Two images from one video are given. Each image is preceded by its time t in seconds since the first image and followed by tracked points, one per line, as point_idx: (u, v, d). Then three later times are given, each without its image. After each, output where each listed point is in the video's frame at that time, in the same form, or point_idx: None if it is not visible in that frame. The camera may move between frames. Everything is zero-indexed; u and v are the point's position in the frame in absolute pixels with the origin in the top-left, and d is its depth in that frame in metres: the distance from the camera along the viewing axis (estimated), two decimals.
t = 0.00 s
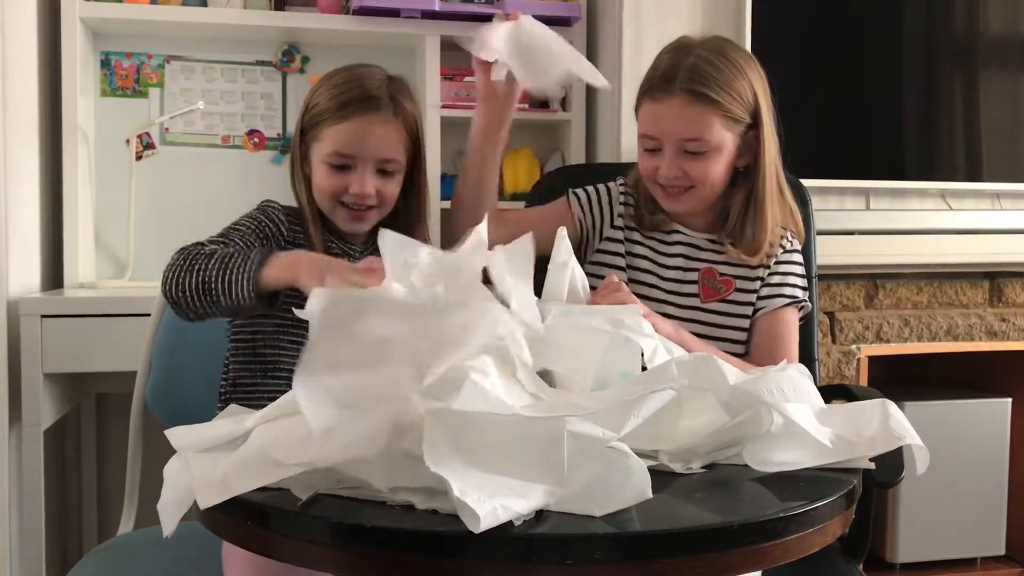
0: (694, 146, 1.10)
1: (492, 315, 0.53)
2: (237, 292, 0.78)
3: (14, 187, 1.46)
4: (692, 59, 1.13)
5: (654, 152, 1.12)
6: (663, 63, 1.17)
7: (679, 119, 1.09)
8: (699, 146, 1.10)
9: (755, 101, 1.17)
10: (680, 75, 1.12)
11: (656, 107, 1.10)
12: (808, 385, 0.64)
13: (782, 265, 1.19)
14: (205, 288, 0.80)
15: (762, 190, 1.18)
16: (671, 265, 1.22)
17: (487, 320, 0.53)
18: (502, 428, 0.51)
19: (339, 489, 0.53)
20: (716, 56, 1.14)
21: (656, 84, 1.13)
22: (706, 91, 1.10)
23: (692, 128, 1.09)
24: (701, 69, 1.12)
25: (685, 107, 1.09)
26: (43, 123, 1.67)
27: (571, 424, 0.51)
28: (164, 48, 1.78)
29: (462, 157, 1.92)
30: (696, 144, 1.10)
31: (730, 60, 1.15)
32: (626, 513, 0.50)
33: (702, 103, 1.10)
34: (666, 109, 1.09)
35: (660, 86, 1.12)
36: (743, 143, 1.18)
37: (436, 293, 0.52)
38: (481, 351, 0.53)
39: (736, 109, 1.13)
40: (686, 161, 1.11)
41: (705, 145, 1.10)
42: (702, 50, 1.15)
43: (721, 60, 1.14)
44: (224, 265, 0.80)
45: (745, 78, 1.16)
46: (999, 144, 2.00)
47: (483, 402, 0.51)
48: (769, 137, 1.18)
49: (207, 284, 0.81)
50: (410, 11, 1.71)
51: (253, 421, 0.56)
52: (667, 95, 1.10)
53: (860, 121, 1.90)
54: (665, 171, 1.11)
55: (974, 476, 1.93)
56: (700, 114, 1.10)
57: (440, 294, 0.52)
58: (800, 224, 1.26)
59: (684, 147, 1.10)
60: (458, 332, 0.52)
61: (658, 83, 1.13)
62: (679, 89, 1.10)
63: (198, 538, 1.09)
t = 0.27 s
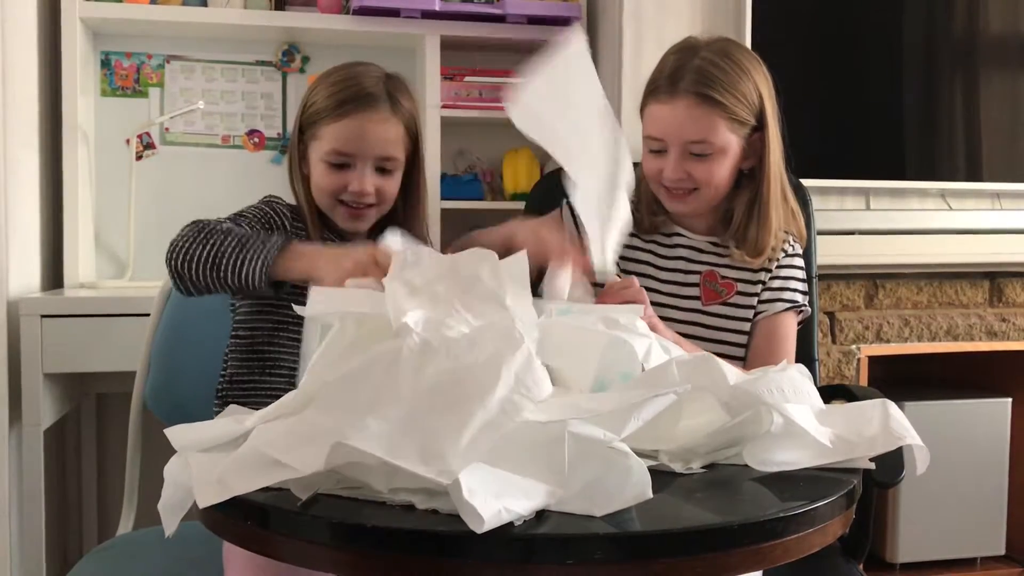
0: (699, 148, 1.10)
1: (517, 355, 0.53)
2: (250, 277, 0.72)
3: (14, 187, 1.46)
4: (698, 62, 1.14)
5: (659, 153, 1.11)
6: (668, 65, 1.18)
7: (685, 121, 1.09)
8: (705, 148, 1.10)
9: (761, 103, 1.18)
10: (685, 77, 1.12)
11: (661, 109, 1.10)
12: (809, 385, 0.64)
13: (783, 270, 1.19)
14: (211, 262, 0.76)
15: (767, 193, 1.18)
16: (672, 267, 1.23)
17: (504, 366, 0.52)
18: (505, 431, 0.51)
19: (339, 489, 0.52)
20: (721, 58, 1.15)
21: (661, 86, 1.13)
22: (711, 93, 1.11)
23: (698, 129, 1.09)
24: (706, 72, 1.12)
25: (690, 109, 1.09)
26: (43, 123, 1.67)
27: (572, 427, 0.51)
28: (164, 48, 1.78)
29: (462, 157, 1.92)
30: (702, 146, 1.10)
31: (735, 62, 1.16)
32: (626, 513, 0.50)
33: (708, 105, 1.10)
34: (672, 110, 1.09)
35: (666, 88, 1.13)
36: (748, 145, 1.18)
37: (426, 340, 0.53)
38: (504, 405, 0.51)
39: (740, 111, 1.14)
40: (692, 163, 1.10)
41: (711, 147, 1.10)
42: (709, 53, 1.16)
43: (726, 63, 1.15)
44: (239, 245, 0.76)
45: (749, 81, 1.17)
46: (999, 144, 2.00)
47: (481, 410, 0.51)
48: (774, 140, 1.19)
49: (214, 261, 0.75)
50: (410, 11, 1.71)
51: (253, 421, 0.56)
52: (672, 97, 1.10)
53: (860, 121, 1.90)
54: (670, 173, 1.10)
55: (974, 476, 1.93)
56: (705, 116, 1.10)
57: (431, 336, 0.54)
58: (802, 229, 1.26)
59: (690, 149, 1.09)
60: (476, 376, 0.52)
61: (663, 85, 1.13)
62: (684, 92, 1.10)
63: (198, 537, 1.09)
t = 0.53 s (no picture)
0: (699, 150, 1.10)
1: (518, 360, 0.52)
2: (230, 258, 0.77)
3: (15, 187, 1.46)
4: (699, 64, 1.14)
5: (659, 154, 1.11)
6: (670, 65, 1.18)
7: (686, 122, 1.09)
8: (705, 149, 1.10)
9: (761, 105, 1.19)
10: (686, 78, 1.13)
11: (662, 110, 1.10)
12: (809, 385, 0.65)
13: (781, 272, 1.20)
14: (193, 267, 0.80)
15: (766, 194, 1.20)
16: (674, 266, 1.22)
17: (504, 373, 0.51)
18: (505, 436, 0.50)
19: (340, 489, 0.52)
20: (722, 61, 1.16)
21: (663, 87, 1.13)
22: (712, 94, 1.11)
23: (699, 131, 1.09)
24: (707, 73, 1.13)
25: (691, 111, 1.09)
26: (43, 123, 1.67)
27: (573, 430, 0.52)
28: (164, 48, 1.78)
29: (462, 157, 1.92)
30: (702, 147, 1.10)
31: (737, 66, 1.17)
32: (626, 513, 0.50)
33: (708, 107, 1.10)
34: (672, 111, 1.09)
35: (666, 89, 1.13)
36: (749, 147, 1.19)
37: (430, 343, 0.53)
38: (505, 412, 0.50)
39: (741, 113, 1.14)
40: (692, 165, 1.10)
41: (711, 148, 1.10)
42: (709, 55, 1.16)
43: (727, 65, 1.16)
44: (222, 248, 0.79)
45: (751, 82, 1.17)
46: (998, 145, 2.01)
47: (481, 415, 0.50)
48: (774, 143, 1.20)
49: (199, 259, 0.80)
50: (410, 11, 1.71)
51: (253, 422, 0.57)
52: (673, 97, 1.11)
53: (860, 121, 1.90)
54: (670, 174, 1.10)
55: (973, 476, 1.94)
56: (706, 118, 1.10)
57: (433, 337, 0.53)
58: (801, 230, 1.27)
59: (690, 150, 1.09)
60: (475, 381, 0.51)
61: (664, 86, 1.13)
62: (685, 93, 1.11)
63: (198, 537, 1.09)
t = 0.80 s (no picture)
0: (701, 151, 1.10)
1: (519, 368, 0.51)
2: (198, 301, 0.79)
3: (15, 187, 1.46)
4: (702, 64, 1.14)
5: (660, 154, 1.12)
6: (673, 66, 1.19)
7: (687, 123, 1.10)
8: (705, 151, 1.10)
9: (764, 107, 1.19)
10: (689, 79, 1.13)
11: (665, 111, 1.11)
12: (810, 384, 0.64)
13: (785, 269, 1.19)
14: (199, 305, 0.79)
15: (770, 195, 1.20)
16: (675, 268, 1.22)
17: (505, 376, 0.51)
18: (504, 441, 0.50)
19: (339, 488, 0.52)
20: (726, 61, 1.16)
21: (666, 88, 1.14)
22: (714, 96, 1.12)
23: (699, 133, 1.10)
24: (711, 74, 1.13)
25: (691, 113, 1.10)
26: (43, 123, 1.67)
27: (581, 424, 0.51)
28: (165, 48, 1.78)
29: (462, 157, 1.92)
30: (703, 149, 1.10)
31: (740, 66, 1.17)
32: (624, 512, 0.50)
33: (712, 109, 1.11)
34: (673, 113, 1.10)
35: (668, 91, 1.13)
36: (750, 149, 1.20)
37: (430, 343, 0.52)
38: (505, 417, 0.50)
39: (744, 115, 1.14)
40: (693, 166, 1.11)
41: (712, 150, 1.11)
42: (713, 56, 1.17)
43: (730, 65, 1.16)
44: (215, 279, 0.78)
45: (753, 84, 1.18)
46: (999, 145, 2.01)
47: (481, 420, 0.49)
48: (776, 144, 1.20)
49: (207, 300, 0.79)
50: (410, 11, 1.71)
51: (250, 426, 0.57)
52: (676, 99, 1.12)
53: (860, 121, 1.90)
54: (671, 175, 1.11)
55: (973, 476, 1.94)
56: (706, 120, 1.11)
57: (433, 340, 0.53)
58: (806, 232, 1.27)
59: (691, 151, 1.10)
60: (479, 384, 0.50)
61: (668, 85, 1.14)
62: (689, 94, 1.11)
63: (197, 537, 1.09)
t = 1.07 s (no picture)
0: (701, 150, 1.10)
1: (519, 370, 0.51)
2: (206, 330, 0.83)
3: (15, 188, 1.46)
4: (701, 63, 1.14)
5: (660, 153, 1.12)
6: (672, 65, 1.19)
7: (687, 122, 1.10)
8: (705, 149, 1.10)
9: (763, 105, 1.19)
10: (689, 77, 1.13)
11: (664, 109, 1.11)
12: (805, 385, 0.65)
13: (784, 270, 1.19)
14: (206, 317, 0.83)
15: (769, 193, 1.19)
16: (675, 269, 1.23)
17: (504, 380, 0.50)
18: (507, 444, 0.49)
19: (338, 488, 0.52)
20: (726, 60, 1.16)
21: (665, 87, 1.14)
22: (713, 94, 1.12)
23: (698, 131, 1.10)
24: (710, 72, 1.13)
25: (691, 110, 1.10)
26: (43, 123, 1.67)
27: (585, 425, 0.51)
28: (165, 48, 1.78)
29: (462, 156, 1.92)
30: (703, 147, 1.10)
31: (740, 65, 1.17)
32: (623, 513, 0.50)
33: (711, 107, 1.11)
34: (671, 111, 1.10)
35: (668, 89, 1.14)
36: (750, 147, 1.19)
37: (431, 349, 0.52)
38: (506, 420, 0.49)
39: (742, 113, 1.14)
40: (693, 165, 1.11)
41: (712, 148, 1.11)
42: (712, 54, 1.17)
43: (729, 64, 1.16)
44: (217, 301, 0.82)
45: (752, 82, 1.17)
46: (999, 145, 2.01)
47: (481, 423, 0.49)
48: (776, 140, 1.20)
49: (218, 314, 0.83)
50: (410, 11, 1.71)
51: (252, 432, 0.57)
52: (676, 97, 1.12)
53: (860, 121, 1.90)
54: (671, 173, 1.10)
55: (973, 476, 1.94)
56: (706, 118, 1.11)
57: (436, 345, 0.53)
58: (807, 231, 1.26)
59: (692, 149, 1.10)
60: (476, 388, 0.50)
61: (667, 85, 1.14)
62: (688, 92, 1.12)
63: (198, 537, 1.09)
